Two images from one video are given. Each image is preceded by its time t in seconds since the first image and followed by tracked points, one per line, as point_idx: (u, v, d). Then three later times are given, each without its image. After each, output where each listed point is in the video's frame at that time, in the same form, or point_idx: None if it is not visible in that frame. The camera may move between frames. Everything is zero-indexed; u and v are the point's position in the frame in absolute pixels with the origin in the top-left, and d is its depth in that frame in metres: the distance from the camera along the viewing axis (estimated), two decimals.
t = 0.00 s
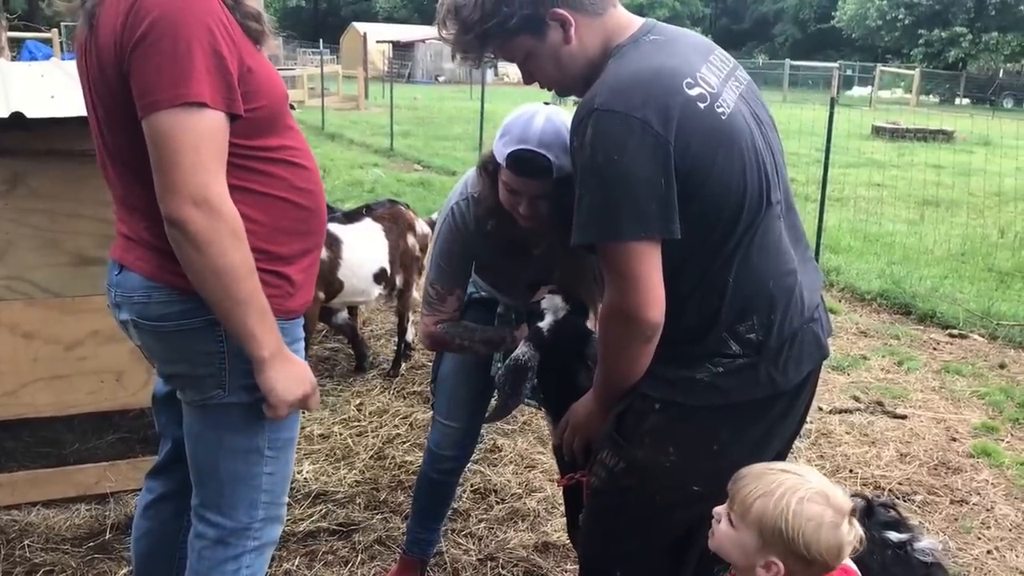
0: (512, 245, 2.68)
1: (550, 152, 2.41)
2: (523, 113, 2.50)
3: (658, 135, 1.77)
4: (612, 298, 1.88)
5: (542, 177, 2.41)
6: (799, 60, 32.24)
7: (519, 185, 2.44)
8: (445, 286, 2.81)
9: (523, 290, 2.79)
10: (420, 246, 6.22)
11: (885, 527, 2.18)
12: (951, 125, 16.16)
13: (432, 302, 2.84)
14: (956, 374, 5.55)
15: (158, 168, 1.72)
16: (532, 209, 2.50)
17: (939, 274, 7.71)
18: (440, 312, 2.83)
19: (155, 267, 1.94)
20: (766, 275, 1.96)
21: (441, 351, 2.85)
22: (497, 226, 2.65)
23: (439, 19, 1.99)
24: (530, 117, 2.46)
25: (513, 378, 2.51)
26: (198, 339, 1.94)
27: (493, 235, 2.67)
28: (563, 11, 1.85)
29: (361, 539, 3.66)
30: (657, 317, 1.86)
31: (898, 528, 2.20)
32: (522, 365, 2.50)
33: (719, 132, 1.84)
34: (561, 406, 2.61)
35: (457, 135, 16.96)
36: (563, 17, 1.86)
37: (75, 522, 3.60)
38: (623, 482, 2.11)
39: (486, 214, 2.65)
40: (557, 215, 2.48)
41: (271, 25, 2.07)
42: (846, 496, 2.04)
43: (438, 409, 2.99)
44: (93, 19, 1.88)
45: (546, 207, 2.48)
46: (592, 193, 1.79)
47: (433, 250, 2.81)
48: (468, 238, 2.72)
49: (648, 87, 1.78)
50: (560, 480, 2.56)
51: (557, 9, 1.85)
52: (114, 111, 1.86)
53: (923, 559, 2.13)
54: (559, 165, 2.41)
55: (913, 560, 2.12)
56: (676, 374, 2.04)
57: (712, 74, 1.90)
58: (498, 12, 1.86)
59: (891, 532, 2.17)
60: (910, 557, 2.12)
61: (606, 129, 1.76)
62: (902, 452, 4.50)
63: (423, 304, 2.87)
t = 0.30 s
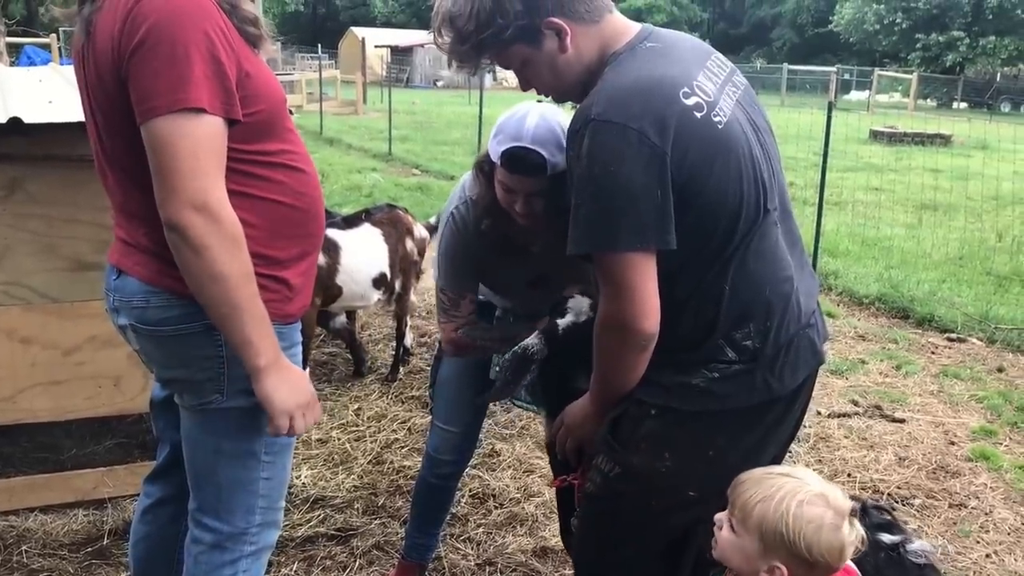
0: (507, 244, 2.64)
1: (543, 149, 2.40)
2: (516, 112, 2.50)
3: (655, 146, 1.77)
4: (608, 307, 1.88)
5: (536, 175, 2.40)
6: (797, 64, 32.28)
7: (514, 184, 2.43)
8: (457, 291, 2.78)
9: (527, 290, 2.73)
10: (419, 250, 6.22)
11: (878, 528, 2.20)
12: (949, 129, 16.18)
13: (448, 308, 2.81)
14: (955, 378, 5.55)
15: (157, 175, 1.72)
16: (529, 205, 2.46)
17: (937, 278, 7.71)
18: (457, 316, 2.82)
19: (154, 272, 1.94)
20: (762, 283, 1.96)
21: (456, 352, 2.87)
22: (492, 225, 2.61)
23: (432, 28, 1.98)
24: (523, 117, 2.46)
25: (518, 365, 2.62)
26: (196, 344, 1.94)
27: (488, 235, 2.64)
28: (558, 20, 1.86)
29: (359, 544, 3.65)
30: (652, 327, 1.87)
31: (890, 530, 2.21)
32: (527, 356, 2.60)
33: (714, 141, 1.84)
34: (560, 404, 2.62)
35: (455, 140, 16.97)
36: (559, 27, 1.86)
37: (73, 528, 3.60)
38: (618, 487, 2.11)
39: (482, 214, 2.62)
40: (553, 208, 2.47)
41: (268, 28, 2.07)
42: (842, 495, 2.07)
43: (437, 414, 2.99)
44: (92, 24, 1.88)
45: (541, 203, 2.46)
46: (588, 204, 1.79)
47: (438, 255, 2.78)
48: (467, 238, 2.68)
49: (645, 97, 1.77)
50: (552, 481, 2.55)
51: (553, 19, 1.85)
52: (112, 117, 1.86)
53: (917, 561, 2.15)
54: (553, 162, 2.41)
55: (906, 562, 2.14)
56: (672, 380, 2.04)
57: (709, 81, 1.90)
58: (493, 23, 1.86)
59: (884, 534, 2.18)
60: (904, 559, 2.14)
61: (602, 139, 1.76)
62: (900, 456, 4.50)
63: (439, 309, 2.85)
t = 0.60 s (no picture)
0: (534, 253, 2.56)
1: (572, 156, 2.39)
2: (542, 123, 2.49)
3: (648, 152, 1.77)
4: (602, 313, 1.88)
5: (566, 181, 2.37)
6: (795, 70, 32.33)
7: (542, 192, 2.39)
8: (484, 292, 2.67)
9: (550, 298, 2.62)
10: (417, 255, 6.22)
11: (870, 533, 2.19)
12: (946, 134, 16.20)
13: (476, 308, 2.70)
14: (953, 383, 5.55)
15: (155, 181, 1.72)
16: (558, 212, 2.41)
17: (935, 283, 7.71)
18: (486, 314, 2.71)
19: (151, 278, 1.94)
20: (759, 290, 1.96)
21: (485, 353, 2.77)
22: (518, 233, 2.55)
23: (429, 40, 2.00)
24: (551, 126, 2.45)
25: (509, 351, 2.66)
26: (191, 350, 1.93)
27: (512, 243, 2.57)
28: (550, 30, 1.86)
29: (358, 551, 3.65)
30: (645, 332, 1.87)
31: (881, 534, 2.20)
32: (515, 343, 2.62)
33: (710, 146, 1.85)
34: (544, 413, 2.64)
35: (453, 146, 16.98)
36: (551, 36, 1.86)
37: (71, 535, 3.59)
38: (614, 495, 2.10)
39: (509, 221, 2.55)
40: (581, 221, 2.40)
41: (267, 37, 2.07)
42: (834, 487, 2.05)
43: (439, 422, 2.98)
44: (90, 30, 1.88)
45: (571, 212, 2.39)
46: (583, 209, 1.79)
47: (466, 252, 2.70)
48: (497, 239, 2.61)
49: (640, 103, 1.78)
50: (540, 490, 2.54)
51: (545, 28, 1.85)
52: (108, 123, 1.86)
53: (909, 563, 2.14)
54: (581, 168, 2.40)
55: (898, 564, 2.13)
56: (667, 386, 2.03)
57: (704, 87, 1.90)
58: (486, 33, 1.87)
59: (876, 538, 2.17)
60: (896, 562, 2.13)
61: (597, 144, 1.76)
62: (899, 461, 4.50)
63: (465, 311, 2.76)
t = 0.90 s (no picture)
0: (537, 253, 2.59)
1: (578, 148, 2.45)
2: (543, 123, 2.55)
3: (641, 159, 1.78)
4: (595, 321, 1.88)
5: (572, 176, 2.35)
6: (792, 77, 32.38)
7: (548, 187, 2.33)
8: (469, 286, 2.71)
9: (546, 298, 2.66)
10: (415, 263, 6.21)
11: (867, 540, 2.17)
12: (944, 141, 16.22)
13: (456, 302, 2.75)
14: (952, 390, 5.55)
15: (150, 191, 1.72)
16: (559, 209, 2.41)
17: (933, 290, 7.72)
18: (464, 311, 2.74)
19: (148, 286, 1.94)
20: (756, 299, 1.96)
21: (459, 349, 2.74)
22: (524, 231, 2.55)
23: (425, 54, 2.02)
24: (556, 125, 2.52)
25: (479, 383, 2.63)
26: (187, 359, 1.93)
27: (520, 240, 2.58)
28: (543, 41, 1.86)
29: (357, 559, 3.64)
30: (639, 339, 1.87)
31: (877, 540, 2.19)
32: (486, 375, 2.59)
33: (705, 155, 1.85)
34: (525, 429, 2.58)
35: (451, 154, 16.98)
36: (544, 47, 1.86)
37: (69, 544, 3.59)
38: (611, 503, 2.09)
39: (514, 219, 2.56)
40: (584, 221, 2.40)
41: (264, 46, 2.06)
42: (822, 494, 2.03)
43: (447, 431, 2.99)
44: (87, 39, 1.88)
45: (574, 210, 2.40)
46: (578, 217, 1.80)
47: (460, 250, 2.73)
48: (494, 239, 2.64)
49: (635, 111, 1.78)
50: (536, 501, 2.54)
51: (538, 39, 1.86)
52: (104, 132, 1.86)
53: (904, 570, 2.14)
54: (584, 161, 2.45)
55: (894, 572, 2.12)
56: (664, 395, 2.03)
57: (700, 96, 1.90)
58: (478, 46, 1.88)
59: (872, 545, 2.16)
60: (892, 569, 2.12)
61: (591, 152, 1.76)
62: (898, 468, 4.50)
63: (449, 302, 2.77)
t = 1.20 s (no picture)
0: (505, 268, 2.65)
1: (540, 174, 2.41)
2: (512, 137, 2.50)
3: (644, 165, 1.78)
4: (596, 328, 1.89)
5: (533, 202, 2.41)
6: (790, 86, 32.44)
7: (511, 209, 2.44)
8: (440, 305, 2.81)
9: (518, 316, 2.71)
10: (412, 272, 6.22)
11: (869, 550, 1.98)
12: (943, 150, 16.25)
13: (426, 321, 2.83)
14: (951, 398, 5.56)
15: (141, 203, 1.73)
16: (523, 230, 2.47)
17: (932, 298, 7.73)
18: (433, 330, 2.82)
19: (145, 297, 1.94)
20: (758, 310, 1.97)
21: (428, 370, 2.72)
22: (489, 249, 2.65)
23: (431, 58, 2.04)
24: (520, 142, 2.47)
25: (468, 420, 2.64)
26: (184, 370, 1.94)
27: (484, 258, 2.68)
28: (547, 48, 1.87)
29: (356, 570, 3.64)
30: (639, 347, 1.87)
31: (882, 551, 1.99)
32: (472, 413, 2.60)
33: (708, 164, 1.86)
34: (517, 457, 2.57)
35: (451, 164, 17.00)
36: (548, 55, 1.87)
37: (68, 556, 3.58)
38: (613, 513, 2.11)
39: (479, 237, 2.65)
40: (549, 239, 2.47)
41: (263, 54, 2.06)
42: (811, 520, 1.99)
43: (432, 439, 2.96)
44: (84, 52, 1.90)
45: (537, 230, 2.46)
46: (580, 224, 1.81)
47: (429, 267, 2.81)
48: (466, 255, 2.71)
49: (637, 118, 1.79)
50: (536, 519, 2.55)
51: (543, 47, 1.86)
52: (100, 144, 1.87)
53: None
54: (549, 187, 2.41)
55: None
56: (666, 405, 2.03)
57: (703, 104, 1.91)
58: (482, 53, 1.89)
59: (873, 556, 1.96)
60: None
61: (592, 159, 1.77)
62: (897, 477, 4.50)
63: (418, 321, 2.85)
